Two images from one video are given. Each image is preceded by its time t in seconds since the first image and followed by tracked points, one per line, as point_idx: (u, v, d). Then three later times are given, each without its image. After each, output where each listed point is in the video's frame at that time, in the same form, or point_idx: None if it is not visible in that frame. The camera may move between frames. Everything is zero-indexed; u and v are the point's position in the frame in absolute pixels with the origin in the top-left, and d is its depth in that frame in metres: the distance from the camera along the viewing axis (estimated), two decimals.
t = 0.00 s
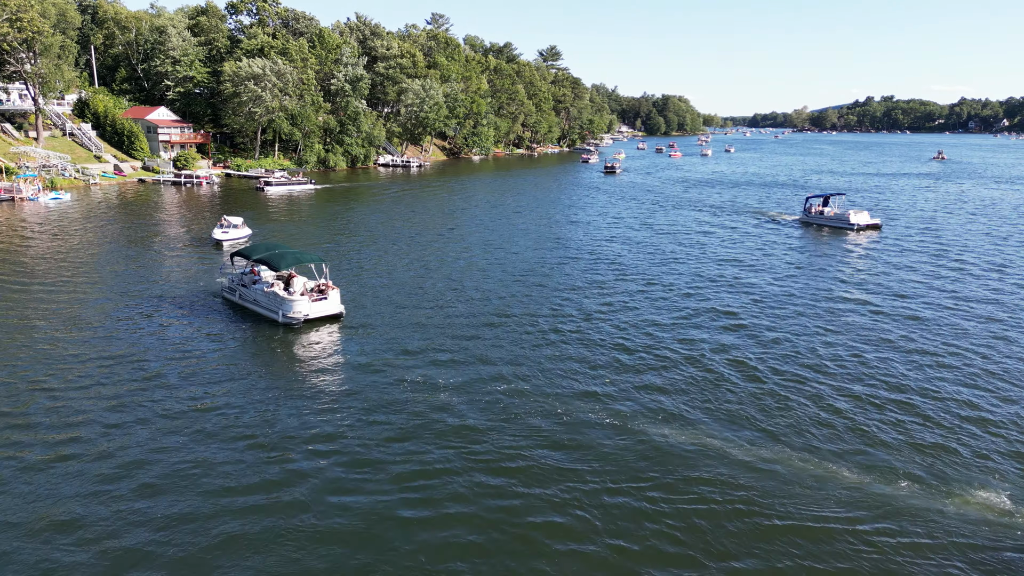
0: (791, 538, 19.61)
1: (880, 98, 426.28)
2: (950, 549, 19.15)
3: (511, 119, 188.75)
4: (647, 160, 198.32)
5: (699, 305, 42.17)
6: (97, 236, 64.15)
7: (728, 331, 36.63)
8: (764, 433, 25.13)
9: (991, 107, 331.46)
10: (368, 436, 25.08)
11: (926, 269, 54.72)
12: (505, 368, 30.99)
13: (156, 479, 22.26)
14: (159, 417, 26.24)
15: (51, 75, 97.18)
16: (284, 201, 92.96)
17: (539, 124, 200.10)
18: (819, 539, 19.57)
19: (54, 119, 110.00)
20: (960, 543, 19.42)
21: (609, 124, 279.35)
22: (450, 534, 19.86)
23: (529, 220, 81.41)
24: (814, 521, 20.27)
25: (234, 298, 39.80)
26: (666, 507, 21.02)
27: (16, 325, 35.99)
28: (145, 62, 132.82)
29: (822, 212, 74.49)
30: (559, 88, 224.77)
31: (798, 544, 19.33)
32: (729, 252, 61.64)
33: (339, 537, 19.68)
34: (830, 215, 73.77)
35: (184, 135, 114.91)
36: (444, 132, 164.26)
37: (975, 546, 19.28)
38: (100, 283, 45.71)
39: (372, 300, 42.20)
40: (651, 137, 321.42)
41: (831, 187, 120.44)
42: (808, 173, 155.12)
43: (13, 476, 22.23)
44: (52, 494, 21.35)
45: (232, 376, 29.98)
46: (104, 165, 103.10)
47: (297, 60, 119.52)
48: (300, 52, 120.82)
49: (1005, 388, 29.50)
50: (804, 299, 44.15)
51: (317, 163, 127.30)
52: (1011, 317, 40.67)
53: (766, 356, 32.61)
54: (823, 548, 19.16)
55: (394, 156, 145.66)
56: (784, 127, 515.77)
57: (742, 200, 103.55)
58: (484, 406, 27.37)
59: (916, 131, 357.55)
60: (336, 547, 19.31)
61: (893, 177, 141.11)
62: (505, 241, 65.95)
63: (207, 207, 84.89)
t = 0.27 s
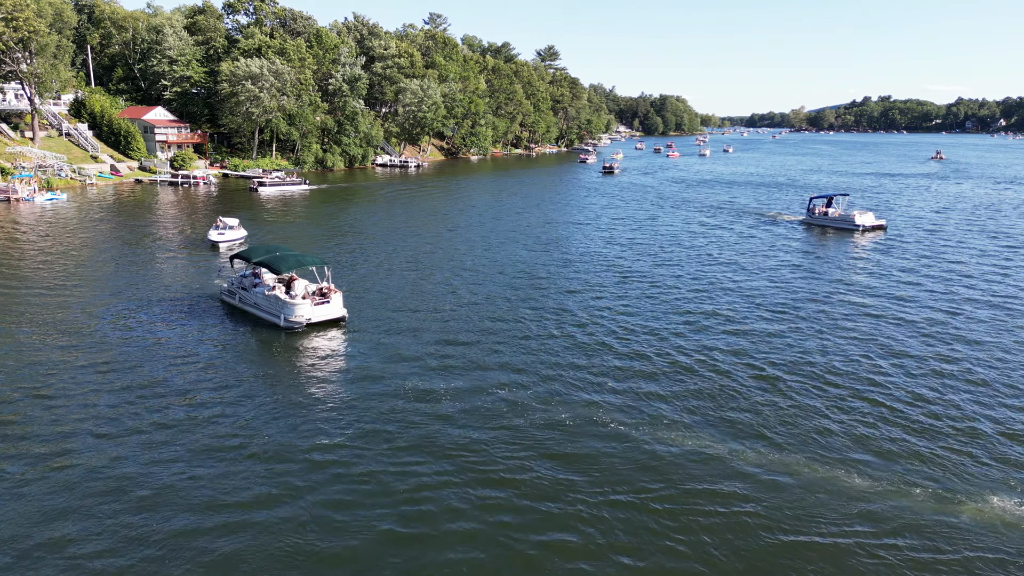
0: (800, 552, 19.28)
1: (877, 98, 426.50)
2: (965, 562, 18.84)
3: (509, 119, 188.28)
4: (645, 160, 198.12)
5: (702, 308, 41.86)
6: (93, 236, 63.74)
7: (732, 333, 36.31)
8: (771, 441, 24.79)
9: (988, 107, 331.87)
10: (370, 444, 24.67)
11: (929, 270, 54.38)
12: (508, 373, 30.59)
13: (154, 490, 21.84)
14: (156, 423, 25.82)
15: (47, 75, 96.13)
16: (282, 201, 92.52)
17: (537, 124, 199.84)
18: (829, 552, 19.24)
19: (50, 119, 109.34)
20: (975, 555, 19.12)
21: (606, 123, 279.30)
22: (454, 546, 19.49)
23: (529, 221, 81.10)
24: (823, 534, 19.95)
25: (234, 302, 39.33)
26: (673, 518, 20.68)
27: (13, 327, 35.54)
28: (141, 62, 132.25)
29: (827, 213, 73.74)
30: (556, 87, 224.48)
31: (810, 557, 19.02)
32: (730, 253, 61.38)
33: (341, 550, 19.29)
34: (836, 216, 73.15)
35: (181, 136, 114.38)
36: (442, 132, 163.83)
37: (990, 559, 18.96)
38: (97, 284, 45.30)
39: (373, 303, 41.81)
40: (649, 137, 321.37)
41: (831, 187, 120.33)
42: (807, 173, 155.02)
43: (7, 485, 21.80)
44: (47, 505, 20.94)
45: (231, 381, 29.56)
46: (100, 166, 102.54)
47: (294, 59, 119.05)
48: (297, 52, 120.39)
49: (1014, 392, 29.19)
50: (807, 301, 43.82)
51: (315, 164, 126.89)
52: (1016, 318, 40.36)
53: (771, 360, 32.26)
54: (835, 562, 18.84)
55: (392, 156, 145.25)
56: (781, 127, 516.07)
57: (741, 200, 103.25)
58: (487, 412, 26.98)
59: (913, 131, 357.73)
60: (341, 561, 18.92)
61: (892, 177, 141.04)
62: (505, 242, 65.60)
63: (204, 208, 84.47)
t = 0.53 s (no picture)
0: (810, 563, 18.89)
1: (874, 98, 427.14)
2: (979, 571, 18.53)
3: (507, 119, 187.98)
4: (643, 160, 197.97)
5: (705, 310, 41.58)
6: (90, 237, 63.38)
7: (737, 336, 35.97)
8: (780, 447, 24.42)
9: (985, 107, 332.17)
10: (371, 450, 24.20)
11: (932, 271, 54.13)
12: (512, 378, 30.13)
13: (150, 497, 21.40)
14: (154, 429, 25.34)
15: (43, 75, 95.69)
16: (279, 202, 92.11)
17: (535, 124, 199.58)
18: (840, 563, 18.83)
19: (46, 119, 108.79)
20: (989, 565, 18.80)
21: (604, 123, 279.19)
22: (458, 555, 19.05)
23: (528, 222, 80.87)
24: (834, 543, 19.58)
25: (235, 305, 38.89)
26: (679, 525, 20.32)
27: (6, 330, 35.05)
28: (138, 61, 131.73)
29: (831, 214, 73.17)
30: (554, 87, 224.17)
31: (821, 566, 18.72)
32: (731, 254, 61.15)
33: (343, 559, 18.87)
34: (840, 217, 72.72)
35: (178, 136, 113.88)
36: (440, 132, 163.49)
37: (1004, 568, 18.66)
38: (94, 287, 44.97)
39: (375, 306, 41.48)
40: (647, 137, 321.27)
41: (830, 187, 120.16)
42: (806, 173, 154.91)
43: None
44: (40, 513, 20.48)
45: (231, 386, 29.10)
46: (97, 166, 102.07)
47: (292, 59, 118.64)
48: (295, 52, 120.02)
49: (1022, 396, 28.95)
50: (811, 303, 43.52)
51: (312, 164, 126.49)
52: (1021, 319, 40.07)
53: (776, 362, 31.94)
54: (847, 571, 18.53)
55: (390, 156, 144.85)
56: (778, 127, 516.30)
57: (740, 200, 103.10)
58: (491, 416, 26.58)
59: (910, 131, 358.24)
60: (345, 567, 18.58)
61: (890, 177, 140.98)
62: (504, 243, 65.33)
63: (202, 209, 84.09)
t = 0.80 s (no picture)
0: None
1: (869, 98, 428.13)
2: None
3: (504, 119, 187.67)
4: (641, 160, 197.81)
5: (709, 313, 41.27)
6: (85, 238, 62.82)
7: (743, 340, 35.60)
8: (793, 455, 23.97)
9: (980, 106, 332.75)
10: (376, 460, 23.72)
11: (935, 272, 53.88)
12: (517, 384, 29.64)
13: (149, 509, 20.84)
14: (154, 438, 24.83)
15: (38, 75, 95.01)
16: (276, 202, 91.63)
17: (532, 124, 199.28)
18: None
19: (42, 119, 108.07)
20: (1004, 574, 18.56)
21: (601, 123, 279.00)
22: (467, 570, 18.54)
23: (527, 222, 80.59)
24: (851, 557, 19.13)
25: (236, 309, 38.41)
26: (693, 539, 19.84)
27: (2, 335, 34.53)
28: (134, 61, 131.03)
29: (835, 215, 72.80)
30: (551, 87, 223.83)
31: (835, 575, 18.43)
32: (731, 256, 60.92)
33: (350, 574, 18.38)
34: (843, 219, 72.38)
35: (174, 136, 113.21)
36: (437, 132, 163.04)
37: None
38: (89, 290, 44.48)
39: (377, 310, 41.10)
40: (644, 137, 321.23)
41: (829, 187, 120.02)
42: (804, 173, 154.84)
43: None
44: (35, 526, 19.90)
45: (232, 393, 28.58)
46: (93, 166, 101.44)
47: (289, 59, 118.16)
48: (292, 52, 119.56)
49: None
50: (815, 305, 43.22)
51: (309, 164, 126.03)
52: None
53: (785, 367, 31.53)
54: None
55: (387, 156, 144.40)
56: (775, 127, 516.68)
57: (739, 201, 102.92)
58: (497, 425, 26.05)
59: (906, 131, 359.17)
60: None
61: (889, 177, 140.96)
62: (503, 244, 65.03)
63: (199, 209, 83.56)
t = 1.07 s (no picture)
0: None
1: (864, 98, 429.02)
2: None
3: (500, 119, 187.23)
4: (637, 160, 197.83)
5: (711, 315, 41.16)
6: (79, 239, 62.33)
7: (747, 343, 35.44)
8: (803, 462, 23.76)
9: (974, 106, 333.65)
10: (381, 466, 23.60)
11: (935, 272, 53.90)
12: (523, 390, 29.36)
13: (152, 522, 20.50)
14: (157, 446, 24.65)
15: (32, 75, 94.31)
16: (271, 203, 91.22)
17: (528, 124, 199.04)
18: None
19: (35, 119, 107.31)
20: None
21: (597, 123, 278.74)
22: None
23: (524, 223, 80.38)
24: (865, 568, 18.90)
25: (238, 312, 38.07)
26: (705, 549, 19.58)
27: None
28: (128, 61, 130.29)
29: (838, 215, 72.56)
30: (547, 87, 223.61)
31: None
32: (730, 257, 60.85)
33: None
34: (846, 219, 72.13)
35: (169, 136, 112.54)
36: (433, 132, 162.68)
37: None
38: (84, 294, 44.11)
39: (378, 313, 40.87)
40: (639, 137, 321.21)
41: (826, 187, 119.97)
42: (800, 173, 154.93)
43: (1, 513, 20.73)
44: (36, 540, 19.55)
45: (234, 400, 28.25)
46: (87, 166, 100.82)
47: (285, 59, 117.73)
48: (287, 51, 119.16)
49: None
50: (817, 306, 43.15)
51: (305, 164, 125.61)
52: None
53: (791, 371, 31.34)
54: None
55: (383, 156, 143.95)
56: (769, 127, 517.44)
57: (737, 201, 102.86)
58: (505, 432, 25.75)
59: (900, 131, 359.91)
60: None
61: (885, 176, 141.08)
62: (501, 245, 64.85)
63: (194, 210, 83.13)
